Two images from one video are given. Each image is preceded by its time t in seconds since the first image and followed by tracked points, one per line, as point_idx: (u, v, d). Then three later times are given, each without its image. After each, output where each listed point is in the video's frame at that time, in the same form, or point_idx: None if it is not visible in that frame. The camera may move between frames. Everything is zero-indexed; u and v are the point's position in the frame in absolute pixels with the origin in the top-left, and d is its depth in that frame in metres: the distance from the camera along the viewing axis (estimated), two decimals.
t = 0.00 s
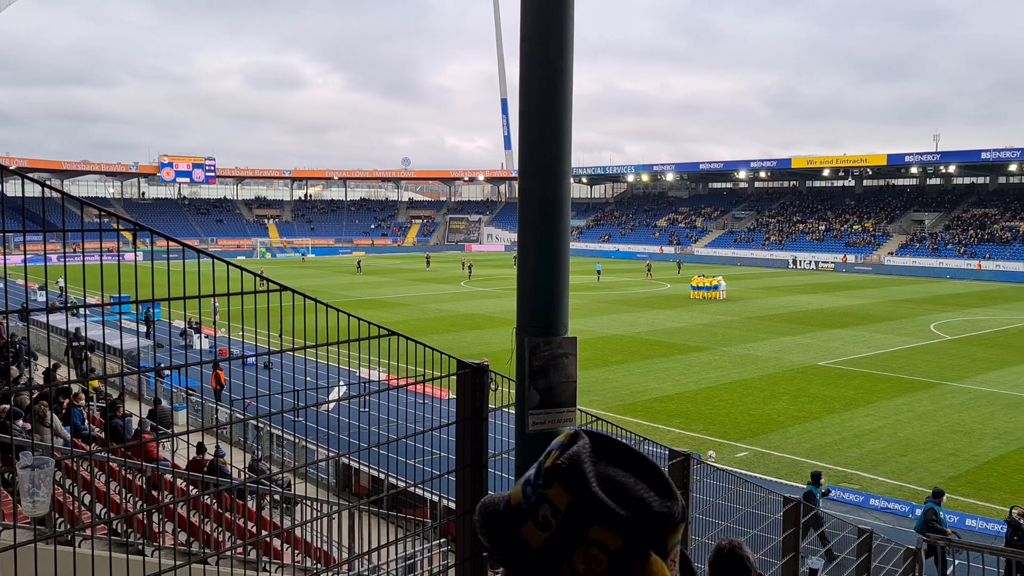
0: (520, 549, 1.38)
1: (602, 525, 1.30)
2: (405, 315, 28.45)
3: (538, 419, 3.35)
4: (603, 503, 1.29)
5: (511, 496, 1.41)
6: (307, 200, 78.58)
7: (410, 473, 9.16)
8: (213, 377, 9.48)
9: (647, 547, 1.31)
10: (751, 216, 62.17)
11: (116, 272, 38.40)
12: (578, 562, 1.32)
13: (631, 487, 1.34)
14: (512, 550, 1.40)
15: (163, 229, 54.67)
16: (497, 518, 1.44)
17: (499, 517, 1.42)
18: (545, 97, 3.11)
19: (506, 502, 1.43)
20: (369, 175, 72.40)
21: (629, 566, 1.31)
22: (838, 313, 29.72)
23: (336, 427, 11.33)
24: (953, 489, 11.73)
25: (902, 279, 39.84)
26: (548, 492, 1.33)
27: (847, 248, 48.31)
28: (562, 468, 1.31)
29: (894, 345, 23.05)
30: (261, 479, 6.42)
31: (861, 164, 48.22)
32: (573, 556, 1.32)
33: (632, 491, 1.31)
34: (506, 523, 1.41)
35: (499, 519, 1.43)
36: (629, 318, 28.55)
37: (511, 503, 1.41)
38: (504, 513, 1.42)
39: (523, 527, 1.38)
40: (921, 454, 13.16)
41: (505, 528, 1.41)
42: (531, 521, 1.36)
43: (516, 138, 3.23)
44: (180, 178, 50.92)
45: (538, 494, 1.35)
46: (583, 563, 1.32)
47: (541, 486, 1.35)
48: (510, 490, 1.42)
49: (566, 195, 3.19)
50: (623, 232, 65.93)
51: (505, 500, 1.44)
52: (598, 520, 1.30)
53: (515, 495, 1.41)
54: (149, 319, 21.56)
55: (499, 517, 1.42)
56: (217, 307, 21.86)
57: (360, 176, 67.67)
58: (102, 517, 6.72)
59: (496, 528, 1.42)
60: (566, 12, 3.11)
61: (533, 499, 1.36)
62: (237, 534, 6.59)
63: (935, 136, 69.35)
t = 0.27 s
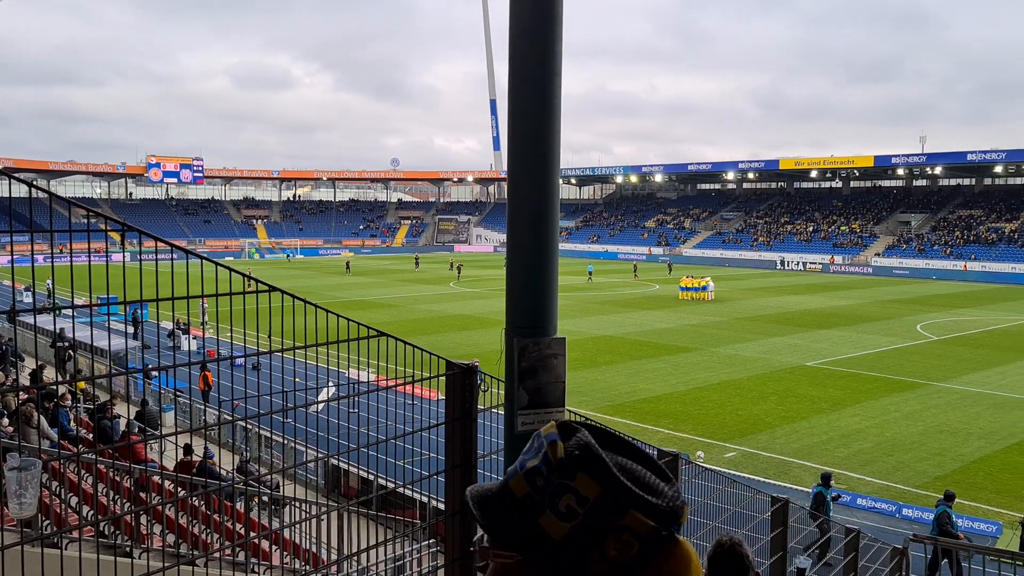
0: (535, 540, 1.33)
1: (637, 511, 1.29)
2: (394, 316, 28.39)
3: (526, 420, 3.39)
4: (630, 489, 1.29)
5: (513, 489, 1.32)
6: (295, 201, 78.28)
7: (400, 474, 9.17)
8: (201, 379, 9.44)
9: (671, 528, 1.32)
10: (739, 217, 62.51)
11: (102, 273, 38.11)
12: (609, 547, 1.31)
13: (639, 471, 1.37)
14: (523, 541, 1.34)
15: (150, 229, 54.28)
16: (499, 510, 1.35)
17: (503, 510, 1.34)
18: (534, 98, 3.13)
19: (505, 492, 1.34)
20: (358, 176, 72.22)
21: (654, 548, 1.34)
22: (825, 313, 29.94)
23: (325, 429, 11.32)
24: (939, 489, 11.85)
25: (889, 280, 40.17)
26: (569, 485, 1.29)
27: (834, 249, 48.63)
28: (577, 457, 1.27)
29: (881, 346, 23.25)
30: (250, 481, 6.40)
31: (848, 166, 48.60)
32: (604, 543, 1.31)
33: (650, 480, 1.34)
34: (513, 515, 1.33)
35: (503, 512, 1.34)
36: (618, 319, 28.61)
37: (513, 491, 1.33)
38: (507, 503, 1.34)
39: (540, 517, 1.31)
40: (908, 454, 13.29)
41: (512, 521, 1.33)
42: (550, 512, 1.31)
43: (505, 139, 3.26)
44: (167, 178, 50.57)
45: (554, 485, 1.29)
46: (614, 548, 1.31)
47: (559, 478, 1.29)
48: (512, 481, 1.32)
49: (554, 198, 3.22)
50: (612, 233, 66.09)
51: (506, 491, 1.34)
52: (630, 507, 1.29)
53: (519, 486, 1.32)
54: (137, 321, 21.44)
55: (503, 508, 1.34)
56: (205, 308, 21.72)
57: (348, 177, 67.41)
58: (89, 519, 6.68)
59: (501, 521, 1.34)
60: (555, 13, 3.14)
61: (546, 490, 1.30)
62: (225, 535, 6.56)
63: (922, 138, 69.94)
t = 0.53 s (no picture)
0: (627, 541, 1.58)
1: (722, 512, 1.59)
2: (383, 318, 28.37)
3: (514, 422, 3.39)
4: (717, 491, 1.60)
5: (605, 494, 1.61)
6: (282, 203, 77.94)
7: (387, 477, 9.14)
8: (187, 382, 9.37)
9: (744, 532, 1.61)
10: (726, 219, 62.75)
11: (87, 275, 37.82)
12: (699, 545, 1.57)
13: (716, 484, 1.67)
14: (609, 540, 1.60)
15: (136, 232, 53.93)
16: (592, 517, 1.62)
17: (600, 511, 1.61)
18: (522, 97, 3.16)
19: (596, 500, 1.62)
20: (346, 178, 71.98)
21: (738, 547, 1.59)
22: (812, 315, 30.15)
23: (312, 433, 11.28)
24: (925, 489, 11.97)
25: (875, 282, 40.48)
26: (664, 484, 1.59)
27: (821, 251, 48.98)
28: (668, 463, 1.60)
29: (868, 347, 23.45)
30: (237, 484, 6.37)
31: (834, 168, 48.94)
32: (694, 536, 1.57)
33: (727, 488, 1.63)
34: (606, 515, 1.60)
35: (597, 512, 1.61)
36: (606, 320, 28.74)
37: (607, 496, 1.61)
38: (603, 510, 1.61)
39: (639, 520, 1.58)
40: (894, 455, 13.43)
41: (609, 518, 1.60)
42: (645, 514, 1.58)
43: (493, 142, 3.28)
44: (154, 181, 50.23)
45: (651, 482, 1.59)
46: (703, 548, 1.57)
47: (654, 480, 1.60)
48: (600, 487, 1.61)
49: (542, 200, 3.25)
50: (600, 235, 66.26)
51: (601, 498, 1.62)
52: (719, 510, 1.59)
53: (609, 491, 1.60)
54: (123, 324, 21.30)
55: (598, 513, 1.61)
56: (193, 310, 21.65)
57: (336, 179, 67.26)
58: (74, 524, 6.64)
59: (600, 522, 1.60)
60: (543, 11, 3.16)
61: (639, 491, 1.59)
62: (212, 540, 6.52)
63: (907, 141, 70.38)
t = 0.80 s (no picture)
0: (708, 547, 1.43)
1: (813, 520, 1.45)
2: (374, 320, 28.32)
3: (504, 426, 3.40)
4: (806, 496, 1.46)
5: (685, 493, 1.45)
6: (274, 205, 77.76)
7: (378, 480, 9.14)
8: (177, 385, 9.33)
9: (832, 543, 1.47)
10: (717, 221, 63.02)
11: (76, 278, 37.58)
12: (787, 555, 1.43)
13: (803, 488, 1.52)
14: (685, 543, 1.45)
15: (126, 234, 53.68)
16: (665, 515, 1.47)
17: (676, 510, 1.46)
18: (512, 102, 3.18)
19: (672, 498, 1.46)
20: (338, 180, 71.83)
21: (825, 557, 1.46)
22: (803, 317, 30.29)
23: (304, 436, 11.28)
24: (915, 491, 12.04)
25: (866, 284, 40.69)
26: (751, 486, 1.44)
27: (812, 253, 49.26)
28: (757, 464, 1.44)
29: (859, 349, 23.56)
30: (228, 487, 6.36)
31: (824, 170, 49.23)
32: (784, 544, 1.43)
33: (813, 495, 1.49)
34: (683, 516, 1.46)
35: (673, 512, 1.46)
36: (597, 322, 28.77)
37: (684, 495, 1.46)
38: (680, 511, 1.46)
39: (724, 521, 1.43)
40: (884, 456, 13.50)
41: (686, 520, 1.45)
42: (731, 515, 1.43)
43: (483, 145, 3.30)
44: (144, 183, 50.00)
45: (736, 483, 1.44)
46: (792, 555, 1.44)
47: (740, 481, 1.44)
48: (677, 487, 1.46)
49: (533, 203, 3.26)
50: (591, 237, 66.44)
51: (677, 495, 1.47)
52: (807, 516, 1.46)
53: (690, 491, 1.45)
54: (113, 326, 21.20)
55: (674, 511, 1.46)
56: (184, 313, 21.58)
57: (328, 181, 67.17)
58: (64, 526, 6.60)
59: (676, 524, 1.46)
60: (532, 13, 3.19)
61: (723, 493, 1.44)
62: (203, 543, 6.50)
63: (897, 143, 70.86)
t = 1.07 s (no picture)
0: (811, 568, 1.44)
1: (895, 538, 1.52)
2: (364, 322, 28.28)
3: (496, 426, 3.41)
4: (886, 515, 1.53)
5: (787, 514, 1.46)
6: (264, 206, 77.51)
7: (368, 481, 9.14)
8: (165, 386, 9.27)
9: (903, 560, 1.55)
10: (707, 223, 63.32)
11: (65, 279, 37.39)
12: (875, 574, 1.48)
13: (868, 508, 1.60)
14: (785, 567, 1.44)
15: (115, 234, 53.39)
16: (756, 533, 1.47)
17: (781, 532, 1.45)
18: (502, 105, 3.20)
19: (769, 517, 1.47)
20: (328, 181, 71.67)
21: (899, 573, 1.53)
22: (793, 319, 30.46)
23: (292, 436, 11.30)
24: (904, 493, 12.10)
25: (855, 285, 40.96)
26: (847, 504, 1.49)
27: (802, 256, 49.55)
28: (849, 484, 1.50)
29: (848, 351, 23.72)
30: (217, 489, 6.33)
31: (813, 173, 49.50)
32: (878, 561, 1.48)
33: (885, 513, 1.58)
34: (787, 538, 1.45)
35: (775, 531, 1.46)
36: (588, 324, 28.83)
37: (785, 513, 1.47)
38: (780, 532, 1.46)
39: (826, 543, 1.45)
40: (873, 458, 13.59)
41: (791, 542, 1.45)
42: (832, 536, 1.46)
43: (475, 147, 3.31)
44: (134, 183, 49.74)
45: (835, 502, 1.48)
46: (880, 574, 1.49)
47: (837, 497, 1.49)
48: (778, 506, 1.47)
49: (525, 204, 3.28)
50: (582, 239, 66.59)
51: (775, 515, 1.47)
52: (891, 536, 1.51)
53: (788, 510, 1.47)
54: (103, 327, 21.12)
55: (776, 532, 1.45)
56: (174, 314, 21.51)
57: (319, 182, 67.00)
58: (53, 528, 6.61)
59: (779, 544, 1.45)
60: (524, 15, 3.20)
61: (821, 512, 1.47)
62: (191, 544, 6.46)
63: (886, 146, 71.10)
